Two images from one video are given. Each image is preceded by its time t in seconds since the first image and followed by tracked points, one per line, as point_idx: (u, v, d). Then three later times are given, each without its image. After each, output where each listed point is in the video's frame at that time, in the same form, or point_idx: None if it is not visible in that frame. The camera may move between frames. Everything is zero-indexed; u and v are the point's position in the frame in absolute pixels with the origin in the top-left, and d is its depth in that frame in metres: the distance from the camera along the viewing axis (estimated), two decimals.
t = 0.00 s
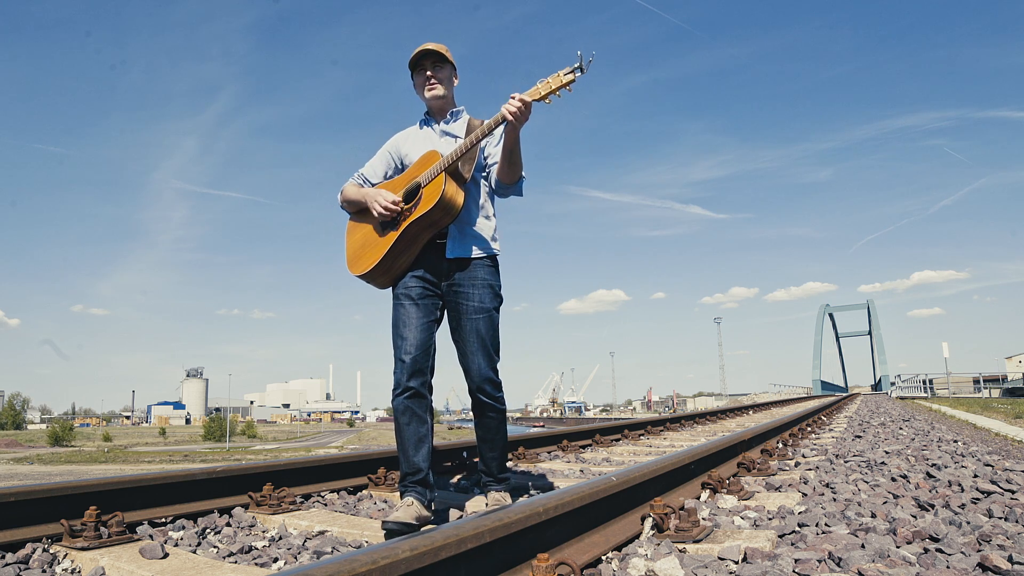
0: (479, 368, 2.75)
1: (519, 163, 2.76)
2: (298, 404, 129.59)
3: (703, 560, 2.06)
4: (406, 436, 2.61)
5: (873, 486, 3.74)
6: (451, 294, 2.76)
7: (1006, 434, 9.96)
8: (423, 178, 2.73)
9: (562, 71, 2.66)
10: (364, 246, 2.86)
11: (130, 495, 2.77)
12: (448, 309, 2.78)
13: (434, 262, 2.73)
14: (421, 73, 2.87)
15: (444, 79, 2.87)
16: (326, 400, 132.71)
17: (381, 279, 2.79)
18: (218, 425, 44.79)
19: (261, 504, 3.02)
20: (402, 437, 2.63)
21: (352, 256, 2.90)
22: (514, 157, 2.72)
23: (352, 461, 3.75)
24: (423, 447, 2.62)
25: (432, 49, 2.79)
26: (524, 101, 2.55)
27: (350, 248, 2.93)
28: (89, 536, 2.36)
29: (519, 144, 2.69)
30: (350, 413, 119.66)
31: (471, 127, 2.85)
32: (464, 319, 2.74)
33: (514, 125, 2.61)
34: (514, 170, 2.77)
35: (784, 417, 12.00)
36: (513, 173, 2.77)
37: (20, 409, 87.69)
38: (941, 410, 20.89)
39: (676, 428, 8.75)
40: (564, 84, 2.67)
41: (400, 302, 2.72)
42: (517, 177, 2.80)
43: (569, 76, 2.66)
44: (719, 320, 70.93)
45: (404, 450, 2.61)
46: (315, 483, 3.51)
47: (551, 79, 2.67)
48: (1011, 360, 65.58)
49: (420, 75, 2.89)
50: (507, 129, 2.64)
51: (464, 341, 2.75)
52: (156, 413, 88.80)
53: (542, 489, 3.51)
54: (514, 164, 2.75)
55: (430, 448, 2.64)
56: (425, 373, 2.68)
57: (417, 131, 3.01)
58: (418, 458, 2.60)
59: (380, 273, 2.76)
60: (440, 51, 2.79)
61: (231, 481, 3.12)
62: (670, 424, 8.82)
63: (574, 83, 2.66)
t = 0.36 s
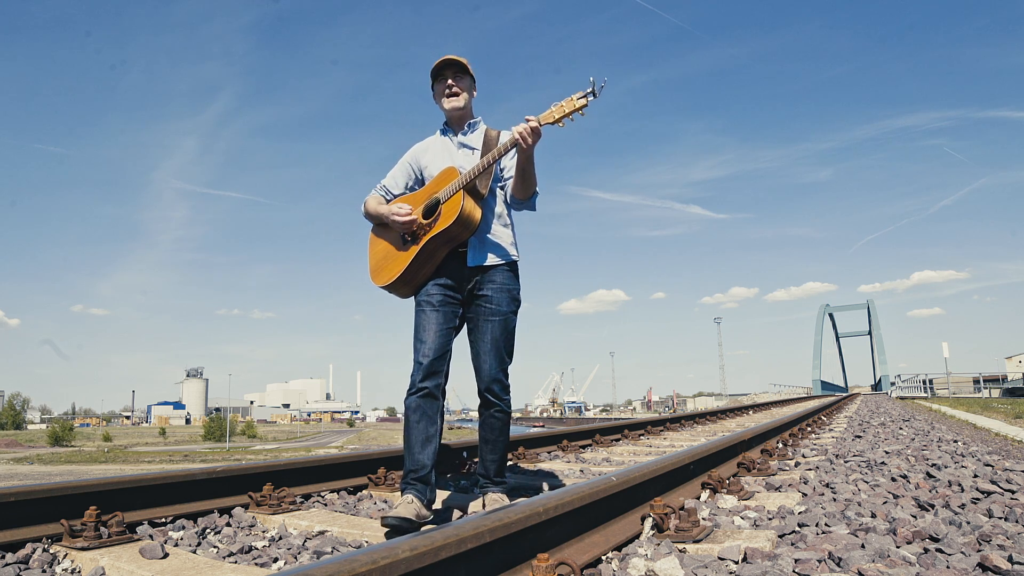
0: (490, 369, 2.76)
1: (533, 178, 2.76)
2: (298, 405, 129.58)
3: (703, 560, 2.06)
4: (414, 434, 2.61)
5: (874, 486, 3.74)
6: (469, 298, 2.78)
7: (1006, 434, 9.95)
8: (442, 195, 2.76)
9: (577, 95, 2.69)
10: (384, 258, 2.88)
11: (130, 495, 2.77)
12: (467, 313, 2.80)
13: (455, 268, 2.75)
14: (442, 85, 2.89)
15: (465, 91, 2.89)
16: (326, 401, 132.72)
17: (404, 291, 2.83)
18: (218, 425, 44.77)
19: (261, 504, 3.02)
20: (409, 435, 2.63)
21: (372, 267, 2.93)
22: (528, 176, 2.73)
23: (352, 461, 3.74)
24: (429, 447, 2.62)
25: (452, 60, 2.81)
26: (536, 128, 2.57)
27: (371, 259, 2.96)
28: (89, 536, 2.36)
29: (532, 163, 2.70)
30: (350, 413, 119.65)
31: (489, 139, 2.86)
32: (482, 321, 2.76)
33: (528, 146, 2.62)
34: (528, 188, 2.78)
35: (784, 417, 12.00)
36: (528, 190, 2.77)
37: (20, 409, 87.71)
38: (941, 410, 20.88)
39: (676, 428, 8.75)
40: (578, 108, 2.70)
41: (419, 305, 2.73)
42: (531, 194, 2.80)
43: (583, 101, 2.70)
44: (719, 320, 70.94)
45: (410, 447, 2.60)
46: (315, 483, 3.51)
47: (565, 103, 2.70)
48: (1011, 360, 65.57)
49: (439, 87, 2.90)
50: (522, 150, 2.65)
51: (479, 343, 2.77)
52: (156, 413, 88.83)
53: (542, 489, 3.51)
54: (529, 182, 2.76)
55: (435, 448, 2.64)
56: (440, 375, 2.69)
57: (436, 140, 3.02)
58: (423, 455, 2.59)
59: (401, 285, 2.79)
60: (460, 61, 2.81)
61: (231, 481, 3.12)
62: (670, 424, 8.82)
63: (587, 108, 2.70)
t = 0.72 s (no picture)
0: (498, 369, 2.76)
1: (544, 194, 2.77)
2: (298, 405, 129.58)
3: (703, 560, 2.06)
4: (419, 434, 2.61)
5: (874, 486, 3.74)
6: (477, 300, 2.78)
7: (1006, 434, 9.94)
8: (454, 203, 2.77)
9: (592, 118, 2.74)
10: (393, 260, 2.89)
11: (130, 495, 2.77)
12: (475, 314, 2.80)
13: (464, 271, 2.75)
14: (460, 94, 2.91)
15: (483, 101, 2.91)
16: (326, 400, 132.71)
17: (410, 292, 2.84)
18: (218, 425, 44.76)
19: (261, 504, 3.02)
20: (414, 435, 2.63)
21: (380, 267, 2.93)
22: (538, 191, 2.75)
23: (351, 461, 3.74)
24: (434, 447, 2.62)
25: (473, 70, 2.83)
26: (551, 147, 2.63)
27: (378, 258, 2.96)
28: (88, 536, 2.36)
29: (544, 180, 2.72)
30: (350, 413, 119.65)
31: (502, 149, 2.87)
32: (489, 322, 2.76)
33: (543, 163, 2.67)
34: (537, 203, 2.80)
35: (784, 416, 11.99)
36: (537, 205, 2.79)
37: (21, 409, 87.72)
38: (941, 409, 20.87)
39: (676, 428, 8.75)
40: (593, 132, 2.75)
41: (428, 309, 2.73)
42: (540, 208, 2.82)
43: (598, 126, 2.76)
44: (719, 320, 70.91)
45: (416, 447, 2.60)
46: (315, 483, 3.50)
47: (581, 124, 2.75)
48: (1011, 360, 65.55)
49: (458, 95, 2.92)
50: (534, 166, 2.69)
51: (487, 343, 2.77)
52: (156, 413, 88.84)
53: (542, 489, 3.52)
54: (540, 197, 2.78)
55: (443, 447, 2.64)
56: (447, 376, 2.70)
57: (450, 145, 3.02)
58: (430, 455, 2.59)
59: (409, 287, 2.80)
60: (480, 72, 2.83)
61: (232, 481, 3.12)
62: (669, 424, 8.81)
63: (602, 132, 2.77)
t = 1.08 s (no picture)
0: (496, 369, 2.77)
1: (548, 198, 2.79)
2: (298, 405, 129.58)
3: (703, 560, 2.06)
4: (417, 434, 2.61)
5: (874, 485, 3.74)
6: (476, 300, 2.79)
7: (1006, 434, 9.93)
8: (458, 200, 2.77)
9: (606, 126, 2.79)
10: (389, 252, 2.85)
11: (130, 495, 2.77)
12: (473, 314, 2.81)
13: (463, 269, 2.73)
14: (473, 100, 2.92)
15: (496, 108, 2.92)
16: (326, 401, 132.71)
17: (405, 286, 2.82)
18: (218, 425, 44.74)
19: (261, 504, 3.02)
20: (412, 434, 2.63)
21: (375, 258, 2.90)
22: (544, 195, 2.76)
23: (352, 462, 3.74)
24: (431, 447, 2.62)
25: (487, 77, 2.85)
26: (564, 151, 2.63)
27: (373, 250, 2.92)
28: (88, 536, 2.36)
29: (551, 184, 2.73)
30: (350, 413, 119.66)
31: (508, 157, 2.90)
32: (488, 322, 2.77)
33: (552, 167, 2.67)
34: (541, 208, 2.81)
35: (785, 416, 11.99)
36: (540, 210, 2.81)
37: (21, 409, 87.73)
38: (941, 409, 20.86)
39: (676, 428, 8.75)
40: (606, 139, 2.79)
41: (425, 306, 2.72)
42: (541, 215, 2.84)
43: (611, 133, 2.80)
44: (719, 319, 70.91)
45: (412, 447, 2.60)
46: (315, 483, 3.51)
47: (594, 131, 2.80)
48: (1011, 360, 65.54)
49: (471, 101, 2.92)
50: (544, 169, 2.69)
51: (485, 343, 2.77)
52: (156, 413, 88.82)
53: (542, 489, 3.52)
54: (543, 201, 2.79)
55: (438, 447, 2.64)
56: (445, 376, 2.70)
57: (458, 144, 3.03)
58: (426, 455, 2.59)
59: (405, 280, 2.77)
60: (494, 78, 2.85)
61: (232, 481, 3.12)
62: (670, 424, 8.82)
63: (615, 140, 2.81)
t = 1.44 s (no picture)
0: (495, 370, 2.77)
1: (547, 199, 2.80)
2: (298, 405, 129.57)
3: (703, 560, 2.06)
4: (416, 435, 2.60)
5: (873, 485, 3.74)
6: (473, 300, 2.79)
7: (1006, 434, 9.94)
8: (457, 198, 2.76)
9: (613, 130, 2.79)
10: (385, 247, 2.84)
11: (130, 495, 2.77)
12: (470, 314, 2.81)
13: (461, 270, 2.73)
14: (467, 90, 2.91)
15: (489, 98, 2.93)
16: (326, 401, 132.71)
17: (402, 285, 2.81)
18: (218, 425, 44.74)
19: (261, 504, 3.02)
20: (411, 436, 2.62)
21: (370, 254, 2.88)
22: (544, 196, 2.77)
23: (351, 462, 3.74)
24: (431, 448, 2.62)
25: (481, 67, 2.83)
26: (569, 151, 2.63)
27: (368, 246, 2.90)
28: (88, 536, 2.36)
29: (552, 185, 2.74)
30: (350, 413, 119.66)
31: (503, 150, 2.90)
32: (486, 322, 2.77)
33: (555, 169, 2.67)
34: (540, 207, 2.81)
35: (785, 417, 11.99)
36: (539, 210, 2.81)
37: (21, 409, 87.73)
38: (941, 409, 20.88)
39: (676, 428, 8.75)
40: (611, 144, 2.80)
41: (423, 305, 2.71)
42: (541, 213, 2.83)
43: (617, 138, 2.80)
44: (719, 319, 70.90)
45: (411, 448, 2.60)
46: (315, 483, 3.51)
47: (600, 134, 2.79)
48: (1011, 360, 65.54)
49: (465, 91, 2.92)
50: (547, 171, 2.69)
51: (483, 344, 2.77)
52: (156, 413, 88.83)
53: (541, 489, 3.52)
54: (543, 201, 2.79)
55: (438, 448, 2.64)
56: (444, 376, 2.70)
57: (452, 136, 3.03)
58: (426, 456, 2.59)
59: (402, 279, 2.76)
60: (489, 69, 2.84)
61: (232, 481, 3.12)
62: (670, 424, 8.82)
63: (620, 144, 2.81)
